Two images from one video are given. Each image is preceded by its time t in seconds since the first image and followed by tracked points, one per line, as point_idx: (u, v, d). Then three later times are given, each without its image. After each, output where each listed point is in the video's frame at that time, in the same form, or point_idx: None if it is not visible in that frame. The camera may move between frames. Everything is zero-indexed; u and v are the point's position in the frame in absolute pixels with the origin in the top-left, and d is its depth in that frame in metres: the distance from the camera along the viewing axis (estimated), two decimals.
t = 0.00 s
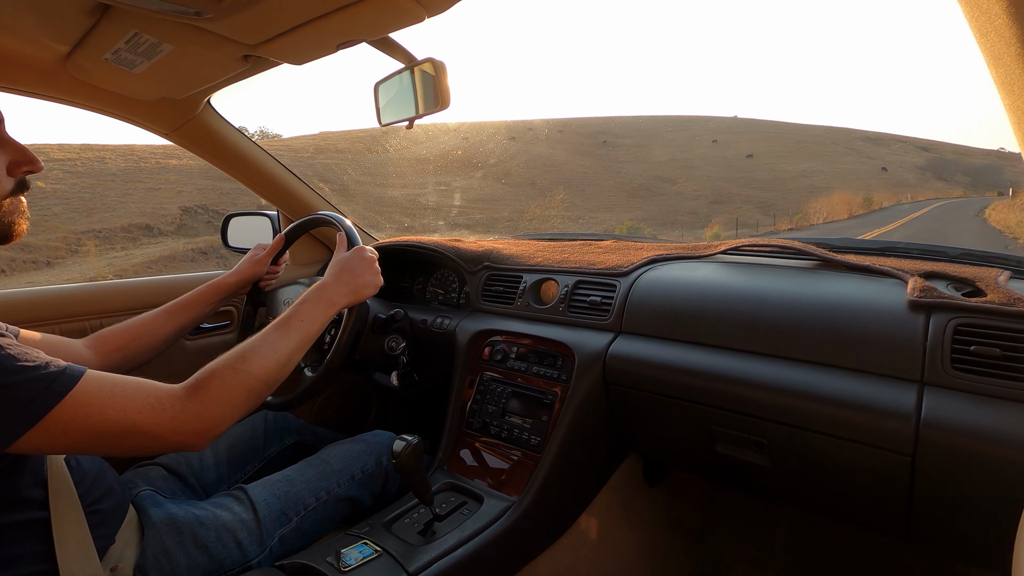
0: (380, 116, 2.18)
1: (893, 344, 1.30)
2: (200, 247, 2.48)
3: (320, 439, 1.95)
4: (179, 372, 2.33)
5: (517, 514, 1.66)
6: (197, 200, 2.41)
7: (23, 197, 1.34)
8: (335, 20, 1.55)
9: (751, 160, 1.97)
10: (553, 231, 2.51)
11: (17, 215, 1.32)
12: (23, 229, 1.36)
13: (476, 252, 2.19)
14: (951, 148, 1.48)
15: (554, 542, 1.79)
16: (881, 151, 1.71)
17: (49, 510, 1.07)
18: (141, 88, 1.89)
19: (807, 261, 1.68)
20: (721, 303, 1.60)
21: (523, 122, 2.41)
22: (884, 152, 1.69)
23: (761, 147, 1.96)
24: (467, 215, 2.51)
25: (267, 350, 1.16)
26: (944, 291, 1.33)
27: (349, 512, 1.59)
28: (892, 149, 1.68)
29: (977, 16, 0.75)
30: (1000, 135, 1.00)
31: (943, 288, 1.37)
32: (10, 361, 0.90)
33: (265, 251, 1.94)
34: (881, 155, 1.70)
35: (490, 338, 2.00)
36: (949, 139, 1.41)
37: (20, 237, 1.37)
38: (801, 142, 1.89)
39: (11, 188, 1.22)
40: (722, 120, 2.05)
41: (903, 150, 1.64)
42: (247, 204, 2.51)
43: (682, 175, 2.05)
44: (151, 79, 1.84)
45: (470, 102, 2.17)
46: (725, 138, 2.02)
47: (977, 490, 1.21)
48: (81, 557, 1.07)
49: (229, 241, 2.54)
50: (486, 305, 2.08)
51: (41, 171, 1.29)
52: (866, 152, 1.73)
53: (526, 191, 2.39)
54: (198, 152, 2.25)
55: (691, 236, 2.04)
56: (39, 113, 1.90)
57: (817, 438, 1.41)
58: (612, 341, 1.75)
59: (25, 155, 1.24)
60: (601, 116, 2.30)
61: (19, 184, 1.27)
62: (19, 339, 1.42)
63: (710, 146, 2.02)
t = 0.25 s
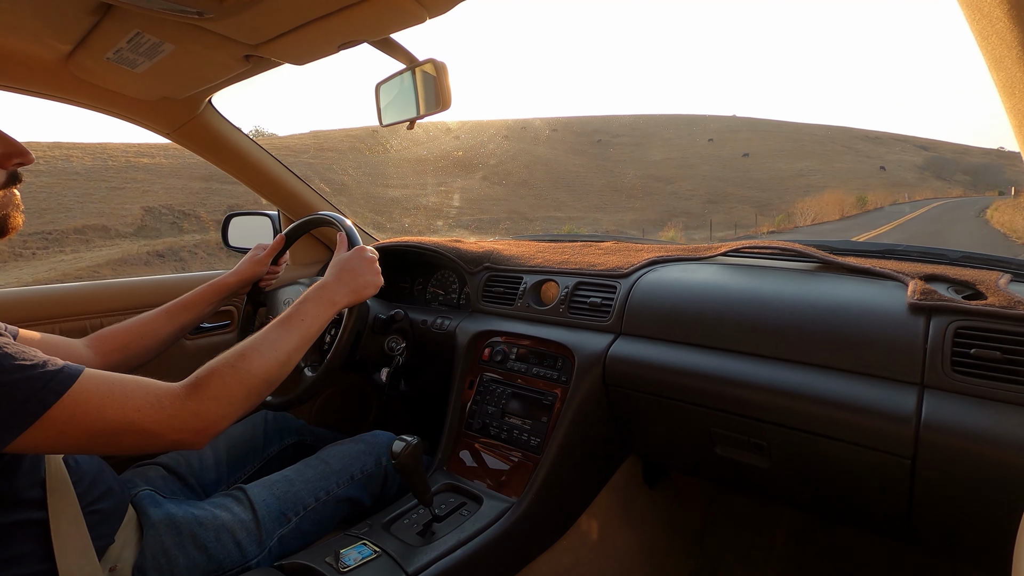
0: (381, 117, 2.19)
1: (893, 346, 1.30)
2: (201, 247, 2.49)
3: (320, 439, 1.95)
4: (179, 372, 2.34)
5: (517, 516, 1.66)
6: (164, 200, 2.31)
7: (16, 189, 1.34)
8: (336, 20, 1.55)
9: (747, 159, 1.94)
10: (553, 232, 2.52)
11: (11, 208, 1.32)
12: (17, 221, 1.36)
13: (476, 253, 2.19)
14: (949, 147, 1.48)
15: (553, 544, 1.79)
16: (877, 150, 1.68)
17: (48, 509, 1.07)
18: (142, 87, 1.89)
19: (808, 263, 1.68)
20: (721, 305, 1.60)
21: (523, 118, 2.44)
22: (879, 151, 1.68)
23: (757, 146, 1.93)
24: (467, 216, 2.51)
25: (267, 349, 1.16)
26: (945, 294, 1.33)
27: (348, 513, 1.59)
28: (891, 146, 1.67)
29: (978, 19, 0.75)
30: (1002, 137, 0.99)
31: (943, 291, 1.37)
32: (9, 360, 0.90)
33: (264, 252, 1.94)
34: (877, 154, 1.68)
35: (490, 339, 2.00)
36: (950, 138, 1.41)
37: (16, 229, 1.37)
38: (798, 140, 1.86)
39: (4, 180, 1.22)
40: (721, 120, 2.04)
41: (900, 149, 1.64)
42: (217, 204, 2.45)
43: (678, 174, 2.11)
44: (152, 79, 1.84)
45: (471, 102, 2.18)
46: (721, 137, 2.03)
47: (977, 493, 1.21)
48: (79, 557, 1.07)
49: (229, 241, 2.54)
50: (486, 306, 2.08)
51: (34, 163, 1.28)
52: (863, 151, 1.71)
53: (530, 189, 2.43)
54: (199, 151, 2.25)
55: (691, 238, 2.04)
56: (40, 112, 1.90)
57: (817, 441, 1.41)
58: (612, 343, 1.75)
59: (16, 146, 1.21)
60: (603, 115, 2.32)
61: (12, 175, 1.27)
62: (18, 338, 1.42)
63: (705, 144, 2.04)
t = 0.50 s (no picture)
0: (381, 116, 2.19)
1: (894, 348, 1.30)
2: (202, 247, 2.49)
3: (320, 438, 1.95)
4: (179, 371, 2.34)
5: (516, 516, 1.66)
6: (125, 199, 2.19)
7: (19, 180, 1.34)
8: (339, 19, 1.55)
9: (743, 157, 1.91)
10: (554, 232, 2.52)
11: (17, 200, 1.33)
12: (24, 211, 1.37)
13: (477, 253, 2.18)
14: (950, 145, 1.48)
15: (553, 544, 1.78)
16: (873, 148, 1.68)
17: (48, 509, 1.07)
18: (144, 86, 1.89)
19: (809, 264, 1.67)
20: (722, 306, 1.60)
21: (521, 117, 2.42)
22: (876, 150, 1.68)
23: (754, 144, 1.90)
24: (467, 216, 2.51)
25: (270, 349, 1.16)
26: (945, 296, 1.33)
27: (347, 513, 1.59)
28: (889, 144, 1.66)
29: (980, 19, 0.75)
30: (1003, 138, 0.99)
31: (944, 292, 1.37)
32: (16, 361, 0.90)
33: (265, 252, 1.94)
34: (875, 152, 1.69)
35: (490, 340, 2.00)
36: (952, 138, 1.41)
37: (20, 222, 1.38)
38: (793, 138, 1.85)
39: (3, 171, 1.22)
40: (722, 122, 2.04)
41: (901, 147, 1.64)
42: (183, 203, 2.34)
43: (669, 173, 2.07)
44: (154, 78, 1.84)
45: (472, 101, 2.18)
46: (718, 136, 2.01)
47: (977, 495, 1.20)
48: (79, 555, 1.07)
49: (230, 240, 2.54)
50: (487, 306, 2.08)
51: (32, 151, 1.29)
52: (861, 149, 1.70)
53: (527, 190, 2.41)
54: (200, 151, 2.25)
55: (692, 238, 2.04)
56: (42, 111, 1.90)
57: (818, 442, 1.41)
58: (613, 343, 1.75)
59: (15, 135, 1.23)
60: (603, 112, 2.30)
61: (12, 165, 1.27)
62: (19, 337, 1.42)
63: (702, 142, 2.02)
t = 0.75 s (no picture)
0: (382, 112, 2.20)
1: (894, 345, 1.30)
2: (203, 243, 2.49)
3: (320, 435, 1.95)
4: (180, 368, 2.34)
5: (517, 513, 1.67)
6: (83, 199, 2.03)
7: (20, 175, 1.34)
8: (339, 14, 1.54)
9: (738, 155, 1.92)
10: (554, 229, 2.52)
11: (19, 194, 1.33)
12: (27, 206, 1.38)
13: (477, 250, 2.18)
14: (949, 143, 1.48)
15: (553, 541, 1.79)
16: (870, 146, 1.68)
17: (51, 506, 1.07)
18: (144, 83, 1.89)
19: (809, 261, 1.67)
20: (722, 304, 1.59)
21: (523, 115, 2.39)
22: (873, 149, 1.67)
23: (749, 142, 1.90)
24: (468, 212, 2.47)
25: (272, 348, 1.17)
26: (946, 293, 1.33)
27: (348, 508, 1.59)
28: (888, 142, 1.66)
29: (982, 17, 0.78)
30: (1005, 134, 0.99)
31: (945, 289, 1.37)
32: (25, 361, 0.90)
33: (266, 249, 1.95)
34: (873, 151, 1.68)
35: (490, 337, 2.00)
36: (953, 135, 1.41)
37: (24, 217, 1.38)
38: (788, 135, 1.86)
39: (6, 165, 1.23)
40: (720, 120, 2.03)
41: (899, 146, 1.64)
42: (147, 202, 2.17)
43: (663, 173, 2.09)
44: (155, 74, 1.84)
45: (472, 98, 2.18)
46: (714, 134, 2.01)
47: (978, 492, 1.21)
48: (81, 552, 1.07)
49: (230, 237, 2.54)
50: (487, 303, 2.08)
51: (36, 147, 1.29)
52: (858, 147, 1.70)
53: (528, 188, 2.38)
54: (200, 147, 2.25)
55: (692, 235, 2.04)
56: (43, 108, 1.90)
57: (818, 439, 1.41)
58: (613, 340, 1.75)
59: (17, 131, 1.23)
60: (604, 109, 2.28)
61: (16, 161, 1.28)
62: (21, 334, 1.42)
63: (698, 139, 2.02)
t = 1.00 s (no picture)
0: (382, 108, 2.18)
1: (893, 342, 1.30)
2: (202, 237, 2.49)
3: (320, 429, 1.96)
4: (180, 362, 2.34)
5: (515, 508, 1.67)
6: (34, 198, 1.93)
7: (19, 171, 1.33)
8: (340, 9, 1.54)
9: (735, 154, 1.93)
10: (554, 225, 2.52)
11: (16, 189, 1.32)
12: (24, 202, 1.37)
13: (477, 246, 2.18)
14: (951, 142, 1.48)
15: (551, 536, 1.80)
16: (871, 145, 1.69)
17: (50, 499, 1.07)
18: (144, 76, 1.88)
19: (810, 258, 1.67)
20: (722, 300, 1.60)
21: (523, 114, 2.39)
22: (872, 148, 1.69)
23: (744, 141, 1.92)
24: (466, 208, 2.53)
25: (271, 335, 1.17)
26: (946, 291, 1.33)
27: (347, 503, 1.60)
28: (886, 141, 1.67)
29: (985, 13, 0.77)
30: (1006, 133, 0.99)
31: (944, 287, 1.37)
32: (18, 349, 0.90)
33: (264, 245, 1.94)
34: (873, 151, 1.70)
35: (490, 332, 2.00)
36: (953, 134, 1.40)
37: (20, 213, 1.37)
38: (788, 135, 1.86)
39: (7, 162, 1.22)
40: (711, 118, 2.03)
41: (898, 144, 1.65)
42: (104, 201, 2.08)
43: (657, 172, 2.10)
44: (154, 68, 1.83)
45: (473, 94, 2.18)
46: (709, 132, 2.01)
47: (975, 490, 1.21)
48: (81, 545, 1.07)
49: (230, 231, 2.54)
50: (487, 298, 2.08)
51: (36, 144, 1.28)
52: (855, 145, 1.72)
53: (527, 185, 2.38)
54: (200, 141, 2.25)
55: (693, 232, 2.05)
56: (42, 100, 1.89)
57: (816, 436, 1.42)
58: (612, 336, 1.75)
59: (16, 126, 1.23)
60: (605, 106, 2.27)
61: (16, 157, 1.27)
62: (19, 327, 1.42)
63: (693, 139, 2.01)
